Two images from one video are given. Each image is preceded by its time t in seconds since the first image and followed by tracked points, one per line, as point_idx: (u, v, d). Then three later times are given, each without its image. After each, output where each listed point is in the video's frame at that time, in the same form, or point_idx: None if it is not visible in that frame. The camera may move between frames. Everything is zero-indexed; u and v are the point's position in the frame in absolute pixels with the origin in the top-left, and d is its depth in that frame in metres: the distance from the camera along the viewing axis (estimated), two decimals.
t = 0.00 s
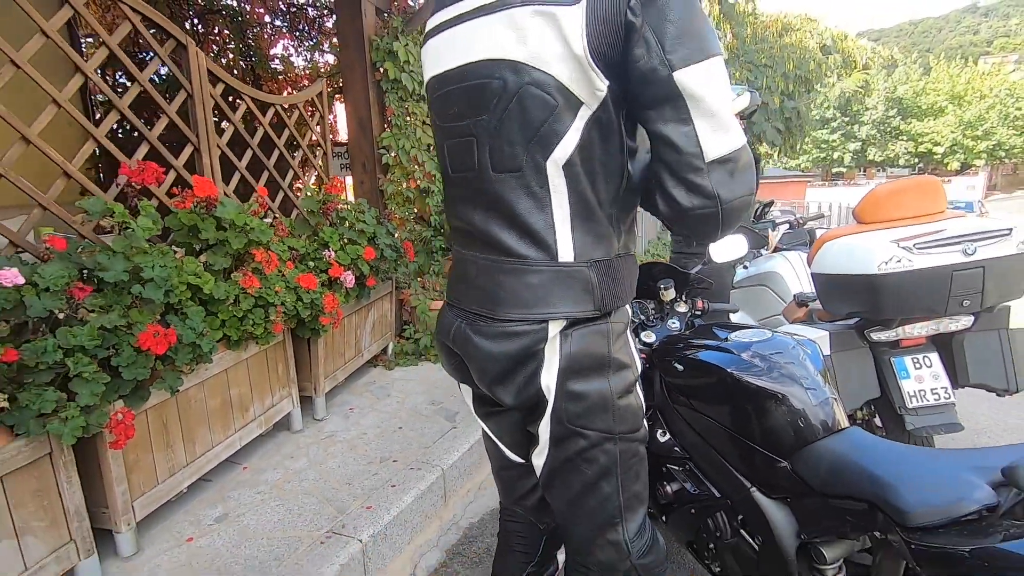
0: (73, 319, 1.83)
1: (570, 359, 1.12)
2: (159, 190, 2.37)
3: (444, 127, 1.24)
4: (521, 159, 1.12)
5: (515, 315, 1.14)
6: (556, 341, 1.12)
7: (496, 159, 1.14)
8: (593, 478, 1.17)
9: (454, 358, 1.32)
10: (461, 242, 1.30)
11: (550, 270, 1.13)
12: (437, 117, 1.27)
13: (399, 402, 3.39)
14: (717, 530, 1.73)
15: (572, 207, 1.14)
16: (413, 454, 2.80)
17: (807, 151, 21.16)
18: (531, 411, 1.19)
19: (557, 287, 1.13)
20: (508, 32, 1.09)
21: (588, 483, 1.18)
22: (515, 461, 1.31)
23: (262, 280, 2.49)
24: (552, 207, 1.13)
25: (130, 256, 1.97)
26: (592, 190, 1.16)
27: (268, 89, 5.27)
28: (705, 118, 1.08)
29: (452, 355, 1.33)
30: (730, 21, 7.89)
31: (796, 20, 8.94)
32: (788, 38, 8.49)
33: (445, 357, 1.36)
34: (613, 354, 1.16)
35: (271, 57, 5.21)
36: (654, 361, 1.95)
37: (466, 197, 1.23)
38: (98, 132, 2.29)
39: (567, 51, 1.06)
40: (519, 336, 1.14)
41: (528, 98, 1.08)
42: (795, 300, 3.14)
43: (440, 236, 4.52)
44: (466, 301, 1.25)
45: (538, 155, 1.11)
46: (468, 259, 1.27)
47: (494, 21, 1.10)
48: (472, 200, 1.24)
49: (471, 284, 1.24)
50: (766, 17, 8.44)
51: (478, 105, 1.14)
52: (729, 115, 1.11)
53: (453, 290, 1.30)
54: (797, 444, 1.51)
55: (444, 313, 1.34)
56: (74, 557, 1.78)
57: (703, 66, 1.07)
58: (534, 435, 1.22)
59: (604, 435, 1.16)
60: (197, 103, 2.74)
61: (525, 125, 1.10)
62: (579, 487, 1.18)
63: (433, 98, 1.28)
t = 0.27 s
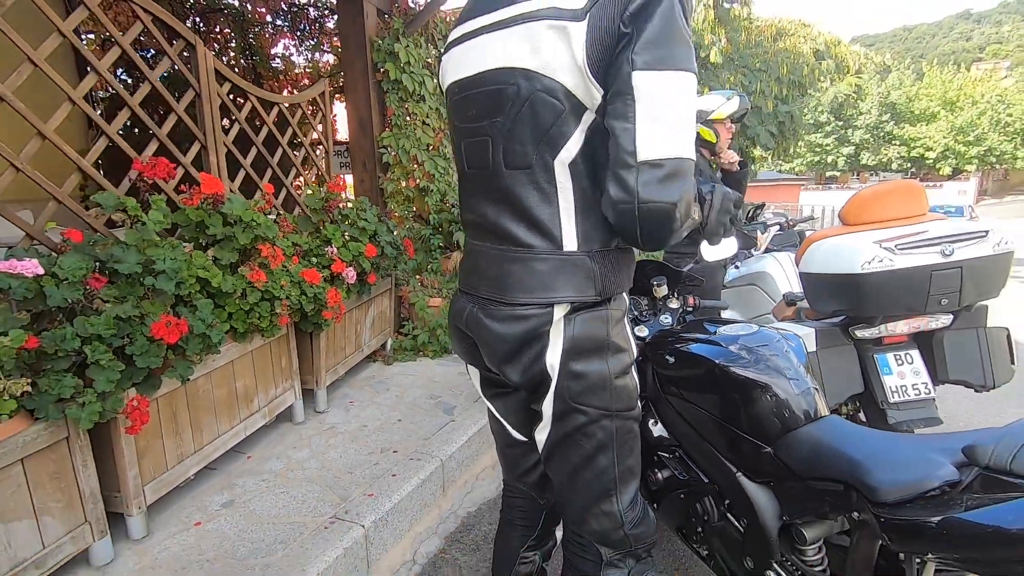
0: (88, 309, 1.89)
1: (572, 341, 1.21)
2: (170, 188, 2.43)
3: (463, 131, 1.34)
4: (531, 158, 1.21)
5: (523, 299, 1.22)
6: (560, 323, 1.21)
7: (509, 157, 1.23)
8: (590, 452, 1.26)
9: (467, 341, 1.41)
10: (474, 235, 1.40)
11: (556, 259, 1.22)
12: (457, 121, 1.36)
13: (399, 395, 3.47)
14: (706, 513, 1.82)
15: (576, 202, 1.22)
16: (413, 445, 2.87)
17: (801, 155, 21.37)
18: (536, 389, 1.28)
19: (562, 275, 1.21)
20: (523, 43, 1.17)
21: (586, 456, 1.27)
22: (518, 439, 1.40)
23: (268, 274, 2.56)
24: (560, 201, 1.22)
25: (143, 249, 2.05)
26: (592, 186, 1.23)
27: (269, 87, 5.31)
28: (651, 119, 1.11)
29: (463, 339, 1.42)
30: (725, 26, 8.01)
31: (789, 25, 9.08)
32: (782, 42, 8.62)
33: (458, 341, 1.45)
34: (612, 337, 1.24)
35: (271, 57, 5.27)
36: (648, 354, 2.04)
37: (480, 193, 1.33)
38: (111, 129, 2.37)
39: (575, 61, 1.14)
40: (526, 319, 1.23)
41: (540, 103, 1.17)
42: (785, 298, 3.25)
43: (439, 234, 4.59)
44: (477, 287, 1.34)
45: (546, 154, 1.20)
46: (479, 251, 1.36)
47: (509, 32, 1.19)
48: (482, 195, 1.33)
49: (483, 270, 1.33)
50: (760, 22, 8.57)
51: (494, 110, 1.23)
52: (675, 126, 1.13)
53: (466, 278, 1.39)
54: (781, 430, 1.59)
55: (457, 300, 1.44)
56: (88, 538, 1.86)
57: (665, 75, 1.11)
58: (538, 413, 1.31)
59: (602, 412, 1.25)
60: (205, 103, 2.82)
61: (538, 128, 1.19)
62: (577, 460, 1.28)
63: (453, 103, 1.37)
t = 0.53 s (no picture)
0: (97, 300, 1.95)
1: (557, 330, 1.28)
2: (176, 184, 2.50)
3: (461, 133, 1.41)
4: (522, 159, 1.28)
5: (514, 289, 1.30)
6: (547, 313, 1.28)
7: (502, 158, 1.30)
8: (578, 437, 1.33)
9: (465, 331, 1.49)
10: (470, 231, 1.47)
11: (545, 252, 1.29)
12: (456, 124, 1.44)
13: (396, 390, 3.53)
14: (694, 502, 1.90)
15: (560, 202, 1.29)
16: (410, 438, 2.94)
17: (796, 159, 21.55)
18: (526, 375, 1.35)
19: (549, 267, 1.28)
20: (515, 53, 1.25)
21: (573, 440, 1.34)
22: (512, 425, 1.47)
23: (272, 268, 2.63)
24: (546, 200, 1.28)
25: (153, 243, 2.11)
26: (579, 187, 1.29)
27: (269, 85, 5.35)
28: (633, 149, 1.21)
29: (462, 329, 1.49)
30: (721, 30, 8.12)
31: (785, 31, 9.19)
32: (778, 47, 8.73)
33: (457, 331, 1.53)
34: (598, 328, 1.31)
35: (271, 54, 5.31)
36: (640, 349, 2.11)
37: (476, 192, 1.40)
38: (119, 125, 2.42)
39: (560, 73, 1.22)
40: (517, 308, 1.30)
41: (528, 110, 1.24)
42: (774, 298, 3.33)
43: (437, 232, 4.65)
44: (474, 279, 1.41)
45: (535, 155, 1.26)
46: (475, 246, 1.43)
47: (505, 44, 1.26)
48: (478, 194, 1.40)
49: (479, 264, 1.40)
50: (756, 27, 8.68)
51: (488, 114, 1.31)
52: (657, 153, 1.23)
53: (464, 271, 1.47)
54: (766, 422, 1.67)
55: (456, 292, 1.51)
56: (95, 522, 1.91)
57: (646, 111, 1.19)
58: (528, 400, 1.38)
59: (589, 398, 1.32)
60: (209, 100, 2.87)
61: (527, 132, 1.25)
62: (565, 444, 1.34)
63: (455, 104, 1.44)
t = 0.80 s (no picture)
0: (88, 295, 1.99)
1: (523, 323, 1.34)
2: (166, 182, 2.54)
3: (438, 137, 1.47)
4: (491, 162, 1.34)
5: (483, 285, 1.35)
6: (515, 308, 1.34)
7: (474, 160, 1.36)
8: (546, 426, 1.39)
9: (439, 326, 1.54)
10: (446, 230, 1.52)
11: (511, 249, 1.34)
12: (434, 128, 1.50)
13: (385, 387, 3.58)
14: (670, 495, 1.96)
15: (527, 202, 1.34)
16: (398, 434, 2.99)
17: (790, 161, 21.69)
18: (495, 367, 1.40)
19: (517, 264, 1.34)
20: (486, 62, 1.31)
21: (542, 429, 1.40)
22: (486, 415, 1.53)
23: (262, 266, 2.67)
24: (513, 200, 1.34)
25: (143, 240, 2.15)
26: (545, 188, 1.35)
27: (263, 84, 5.39)
28: (596, 148, 1.26)
29: (436, 323, 1.55)
30: (715, 33, 8.18)
31: (778, 34, 9.27)
32: (771, 50, 8.82)
33: (432, 326, 1.59)
34: (562, 322, 1.37)
35: (266, 53, 5.35)
36: (620, 346, 2.17)
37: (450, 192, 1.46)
38: (112, 124, 2.46)
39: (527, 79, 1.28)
40: (487, 303, 1.35)
41: (498, 115, 1.30)
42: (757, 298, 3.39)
43: (429, 232, 4.69)
44: (448, 275, 1.47)
45: (504, 158, 1.33)
46: (449, 244, 1.49)
47: (476, 54, 1.33)
48: (452, 194, 1.46)
49: (452, 261, 1.46)
50: (750, 30, 8.76)
51: (462, 119, 1.37)
52: (616, 153, 1.29)
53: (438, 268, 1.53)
54: (738, 417, 1.72)
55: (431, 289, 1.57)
56: (85, 512, 1.96)
57: (605, 108, 1.26)
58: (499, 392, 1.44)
59: (555, 389, 1.38)
60: (203, 99, 2.92)
61: (497, 137, 1.32)
62: (534, 433, 1.40)
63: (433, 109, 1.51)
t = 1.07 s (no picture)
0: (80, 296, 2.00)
1: (501, 320, 1.36)
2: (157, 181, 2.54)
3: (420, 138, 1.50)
4: (469, 162, 1.37)
5: (463, 283, 1.38)
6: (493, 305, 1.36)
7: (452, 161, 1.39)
8: (527, 420, 1.42)
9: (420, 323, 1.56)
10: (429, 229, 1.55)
11: (489, 248, 1.37)
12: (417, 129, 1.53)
13: (379, 386, 3.59)
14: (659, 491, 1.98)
15: (503, 201, 1.37)
16: (391, 433, 3.00)
17: (786, 160, 21.76)
18: (475, 363, 1.42)
19: (494, 262, 1.36)
20: (463, 65, 1.34)
21: (523, 424, 1.42)
22: (469, 411, 1.55)
23: (254, 266, 2.68)
24: (490, 199, 1.37)
25: (134, 240, 2.16)
26: (520, 188, 1.38)
27: (256, 85, 5.39)
28: (563, 152, 1.29)
29: (417, 321, 1.57)
30: (708, 32, 8.21)
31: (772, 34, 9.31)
32: (764, 50, 8.86)
33: (414, 324, 1.60)
34: (541, 318, 1.40)
35: (259, 54, 5.36)
36: (610, 344, 2.19)
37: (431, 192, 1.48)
38: (103, 125, 2.47)
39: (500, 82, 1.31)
40: (466, 300, 1.38)
41: (474, 117, 1.33)
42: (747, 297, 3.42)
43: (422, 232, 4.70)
44: (428, 274, 1.49)
45: (480, 158, 1.35)
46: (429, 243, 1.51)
47: (453, 58, 1.36)
48: (433, 193, 1.48)
49: (432, 260, 1.48)
50: (744, 29, 8.80)
51: (440, 120, 1.40)
52: (583, 157, 1.32)
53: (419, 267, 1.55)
54: (724, 414, 1.75)
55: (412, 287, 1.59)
56: (77, 511, 1.97)
57: (574, 115, 1.29)
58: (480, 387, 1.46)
59: (534, 384, 1.40)
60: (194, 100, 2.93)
61: (473, 138, 1.35)
62: (515, 428, 1.43)
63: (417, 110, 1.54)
